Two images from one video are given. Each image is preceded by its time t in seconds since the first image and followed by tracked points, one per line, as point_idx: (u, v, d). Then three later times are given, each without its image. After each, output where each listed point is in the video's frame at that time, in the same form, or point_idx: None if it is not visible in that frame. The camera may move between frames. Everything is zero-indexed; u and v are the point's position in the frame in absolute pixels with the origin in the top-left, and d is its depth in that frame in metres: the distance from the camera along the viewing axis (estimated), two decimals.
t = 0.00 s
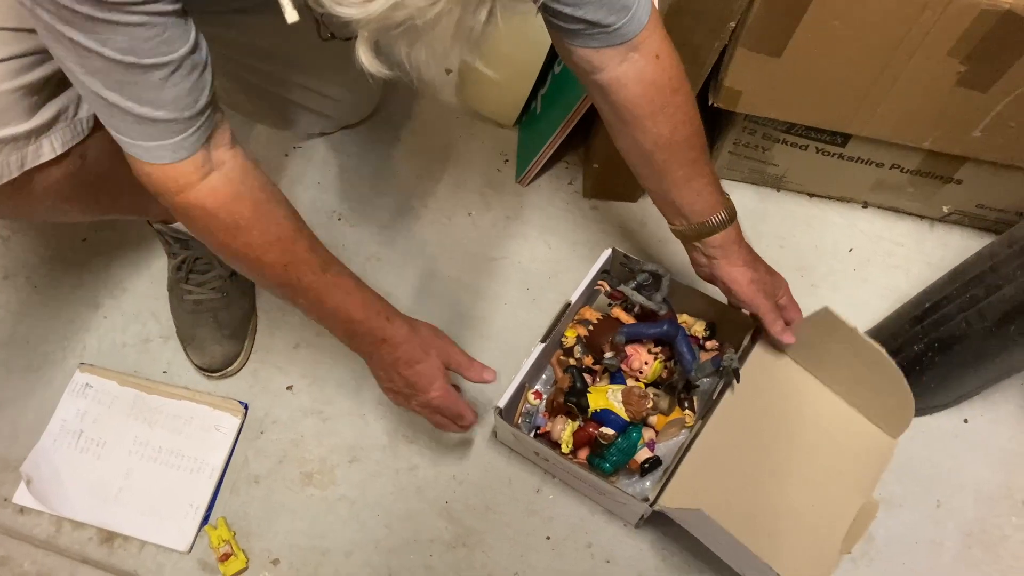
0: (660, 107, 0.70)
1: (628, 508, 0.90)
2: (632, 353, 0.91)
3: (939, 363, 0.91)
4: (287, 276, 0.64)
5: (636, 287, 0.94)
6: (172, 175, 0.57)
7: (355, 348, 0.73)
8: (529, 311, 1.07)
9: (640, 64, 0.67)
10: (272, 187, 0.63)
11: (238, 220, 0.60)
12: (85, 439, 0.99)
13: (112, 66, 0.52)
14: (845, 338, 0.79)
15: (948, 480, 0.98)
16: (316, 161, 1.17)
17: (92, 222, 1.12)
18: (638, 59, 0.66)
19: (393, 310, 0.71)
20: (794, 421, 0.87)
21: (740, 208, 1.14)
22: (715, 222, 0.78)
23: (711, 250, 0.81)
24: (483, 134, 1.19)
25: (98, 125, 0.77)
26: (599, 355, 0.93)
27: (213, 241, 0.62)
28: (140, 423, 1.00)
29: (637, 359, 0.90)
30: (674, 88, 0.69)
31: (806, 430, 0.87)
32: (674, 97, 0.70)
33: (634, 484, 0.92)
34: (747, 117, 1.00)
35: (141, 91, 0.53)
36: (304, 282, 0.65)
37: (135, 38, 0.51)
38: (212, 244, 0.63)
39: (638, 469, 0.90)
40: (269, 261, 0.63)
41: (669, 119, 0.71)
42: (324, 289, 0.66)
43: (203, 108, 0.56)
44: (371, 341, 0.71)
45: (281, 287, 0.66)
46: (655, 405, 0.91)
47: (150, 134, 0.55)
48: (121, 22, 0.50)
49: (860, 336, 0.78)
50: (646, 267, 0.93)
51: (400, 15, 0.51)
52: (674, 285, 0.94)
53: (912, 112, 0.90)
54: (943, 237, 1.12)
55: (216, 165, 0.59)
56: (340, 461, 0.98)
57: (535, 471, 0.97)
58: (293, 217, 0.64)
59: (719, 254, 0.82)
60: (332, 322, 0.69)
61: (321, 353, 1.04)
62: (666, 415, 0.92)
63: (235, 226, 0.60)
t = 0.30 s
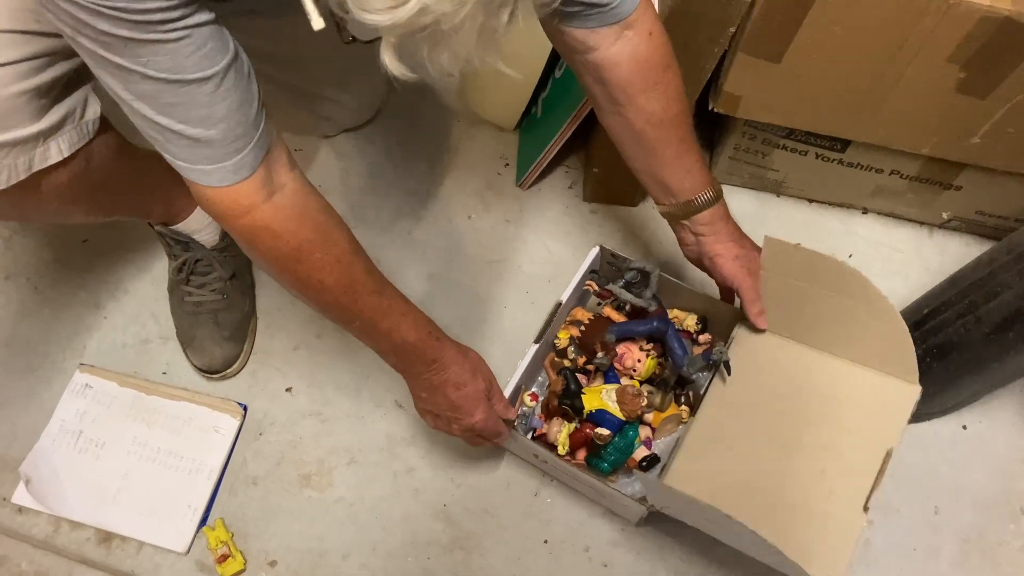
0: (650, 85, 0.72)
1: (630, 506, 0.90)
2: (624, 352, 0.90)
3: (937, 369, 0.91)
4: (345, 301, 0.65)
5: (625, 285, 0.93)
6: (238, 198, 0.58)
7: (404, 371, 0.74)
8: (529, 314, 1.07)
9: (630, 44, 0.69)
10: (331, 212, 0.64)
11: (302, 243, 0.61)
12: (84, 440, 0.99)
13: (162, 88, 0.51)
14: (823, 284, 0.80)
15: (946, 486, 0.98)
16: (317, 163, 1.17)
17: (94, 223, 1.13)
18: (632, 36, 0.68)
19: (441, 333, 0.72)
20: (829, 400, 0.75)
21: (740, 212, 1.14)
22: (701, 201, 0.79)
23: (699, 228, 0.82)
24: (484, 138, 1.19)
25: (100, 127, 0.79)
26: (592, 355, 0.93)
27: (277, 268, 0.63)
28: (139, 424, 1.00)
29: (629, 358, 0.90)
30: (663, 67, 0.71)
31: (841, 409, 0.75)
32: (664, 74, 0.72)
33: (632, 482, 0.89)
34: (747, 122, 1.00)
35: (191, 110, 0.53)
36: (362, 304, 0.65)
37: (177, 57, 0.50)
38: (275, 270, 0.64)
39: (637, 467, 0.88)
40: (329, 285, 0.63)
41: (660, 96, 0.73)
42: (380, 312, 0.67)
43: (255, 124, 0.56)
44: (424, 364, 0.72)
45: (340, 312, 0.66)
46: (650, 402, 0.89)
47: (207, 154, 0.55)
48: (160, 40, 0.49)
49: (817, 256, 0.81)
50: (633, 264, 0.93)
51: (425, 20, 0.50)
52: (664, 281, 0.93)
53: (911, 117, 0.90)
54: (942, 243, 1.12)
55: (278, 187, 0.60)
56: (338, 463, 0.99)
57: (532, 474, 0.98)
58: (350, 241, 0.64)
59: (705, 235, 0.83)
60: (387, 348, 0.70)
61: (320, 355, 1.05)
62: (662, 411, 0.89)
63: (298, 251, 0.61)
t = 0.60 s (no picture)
0: (633, 72, 0.74)
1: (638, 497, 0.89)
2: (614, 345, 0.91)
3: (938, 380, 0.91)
4: (355, 313, 0.65)
5: (605, 280, 0.95)
6: (252, 207, 0.58)
7: (407, 383, 0.75)
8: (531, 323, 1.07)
9: (616, 31, 0.71)
10: (342, 224, 0.64)
11: (314, 254, 0.61)
12: (85, 447, 0.99)
13: (179, 98, 0.52)
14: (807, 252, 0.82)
15: (947, 497, 0.98)
16: (320, 171, 1.17)
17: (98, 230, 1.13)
18: (617, 24, 0.71)
19: (444, 345, 0.73)
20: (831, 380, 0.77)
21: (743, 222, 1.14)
22: (678, 188, 0.83)
23: (677, 215, 0.86)
24: (487, 146, 1.20)
25: (108, 139, 0.79)
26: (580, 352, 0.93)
27: (287, 278, 0.63)
28: (141, 431, 1.00)
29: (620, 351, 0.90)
30: (644, 54, 0.74)
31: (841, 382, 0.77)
32: (646, 61, 0.74)
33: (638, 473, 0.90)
34: (749, 132, 1.01)
35: (208, 120, 0.53)
36: (370, 315, 0.66)
37: (193, 65, 0.51)
38: (284, 280, 0.64)
39: (640, 458, 0.89)
40: (339, 297, 0.64)
41: (642, 83, 0.76)
42: (387, 324, 0.67)
43: (270, 131, 0.56)
44: (429, 376, 0.73)
45: (347, 323, 0.66)
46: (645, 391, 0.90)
47: (224, 165, 0.55)
48: (176, 48, 0.50)
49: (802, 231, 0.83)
50: (611, 259, 0.95)
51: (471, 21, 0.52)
52: (643, 272, 0.95)
53: (913, 130, 0.90)
54: (945, 254, 1.12)
55: (292, 198, 0.60)
56: (339, 471, 0.99)
57: (533, 483, 0.98)
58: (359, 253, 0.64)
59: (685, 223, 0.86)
60: (390, 359, 0.71)
61: (322, 362, 1.05)
62: (658, 399, 0.90)
63: (310, 262, 0.62)
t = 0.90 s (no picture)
0: (619, 56, 0.75)
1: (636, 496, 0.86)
2: (602, 345, 0.89)
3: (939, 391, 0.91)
4: (361, 316, 0.65)
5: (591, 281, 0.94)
6: (261, 210, 0.58)
7: (406, 388, 0.75)
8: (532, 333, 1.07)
9: (602, 14, 0.72)
10: (349, 228, 0.64)
11: (323, 257, 0.61)
12: (86, 456, 0.99)
13: (186, 96, 0.52)
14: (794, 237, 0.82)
15: (951, 509, 0.98)
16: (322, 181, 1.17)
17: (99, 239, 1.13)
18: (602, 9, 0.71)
19: (444, 350, 0.73)
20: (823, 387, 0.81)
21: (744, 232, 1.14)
22: (665, 174, 0.83)
23: (663, 202, 0.86)
24: (489, 156, 1.20)
25: (110, 150, 0.79)
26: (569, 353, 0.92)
27: (293, 281, 0.63)
28: (141, 441, 1.00)
29: (608, 350, 0.89)
30: (629, 40, 0.74)
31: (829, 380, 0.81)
32: (630, 44, 0.75)
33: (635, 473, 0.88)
34: (750, 142, 1.01)
35: (215, 119, 0.53)
36: (375, 319, 0.66)
37: (201, 63, 0.51)
38: (288, 282, 0.64)
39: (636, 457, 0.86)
40: (345, 301, 0.64)
41: (628, 67, 0.76)
42: (391, 329, 0.67)
43: (278, 132, 0.56)
44: (429, 381, 0.73)
45: (352, 327, 0.66)
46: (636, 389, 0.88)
47: (230, 165, 0.55)
48: (185, 45, 0.50)
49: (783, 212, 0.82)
50: (594, 259, 0.94)
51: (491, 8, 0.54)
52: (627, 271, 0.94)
53: (914, 141, 0.90)
54: (947, 264, 1.12)
55: (300, 201, 0.60)
56: (339, 481, 0.98)
57: (533, 494, 0.97)
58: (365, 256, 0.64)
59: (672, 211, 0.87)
60: (389, 362, 0.71)
61: (323, 372, 1.05)
62: (652, 397, 0.88)
63: (319, 266, 0.61)
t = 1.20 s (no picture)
0: (600, 53, 0.77)
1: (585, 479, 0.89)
2: (565, 331, 0.93)
3: (943, 398, 0.90)
4: (301, 293, 0.65)
5: (556, 266, 0.97)
6: (198, 190, 0.58)
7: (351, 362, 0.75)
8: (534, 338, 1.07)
9: (588, 12, 0.74)
10: (292, 207, 0.64)
11: (261, 238, 0.61)
12: (87, 461, 0.99)
13: (141, 78, 0.52)
14: (761, 245, 0.85)
15: (955, 515, 0.97)
16: (323, 185, 1.17)
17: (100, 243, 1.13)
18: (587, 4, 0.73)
19: (391, 329, 0.74)
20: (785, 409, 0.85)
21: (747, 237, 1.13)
22: (637, 171, 0.85)
23: (636, 197, 0.89)
24: (490, 159, 1.19)
25: (110, 154, 0.79)
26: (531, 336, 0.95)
27: (230, 256, 0.63)
28: (142, 445, 1.00)
29: (570, 336, 0.92)
30: (608, 39, 0.76)
31: (787, 380, 0.86)
32: (611, 43, 0.77)
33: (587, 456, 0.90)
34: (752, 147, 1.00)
35: (168, 102, 0.53)
36: (315, 299, 0.66)
37: (161, 49, 0.51)
38: (227, 256, 0.64)
39: (587, 442, 0.89)
40: (284, 280, 0.64)
41: (607, 65, 0.78)
42: (333, 307, 0.68)
43: (227, 121, 0.57)
44: (376, 356, 0.74)
45: (291, 301, 0.66)
46: (593, 376, 0.91)
47: (174, 149, 0.55)
48: (147, 31, 0.50)
49: (750, 214, 0.83)
50: (562, 245, 0.96)
51: None
52: (593, 259, 0.97)
53: (915, 146, 0.90)
54: (951, 270, 1.11)
55: (238, 181, 0.60)
56: (341, 486, 0.98)
57: (535, 499, 0.97)
58: (307, 234, 0.64)
59: (642, 208, 0.90)
60: (331, 337, 0.71)
61: (325, 377, 1.04)
62: (607, 385, 0.91)
63: (255, 245, 0.61)
